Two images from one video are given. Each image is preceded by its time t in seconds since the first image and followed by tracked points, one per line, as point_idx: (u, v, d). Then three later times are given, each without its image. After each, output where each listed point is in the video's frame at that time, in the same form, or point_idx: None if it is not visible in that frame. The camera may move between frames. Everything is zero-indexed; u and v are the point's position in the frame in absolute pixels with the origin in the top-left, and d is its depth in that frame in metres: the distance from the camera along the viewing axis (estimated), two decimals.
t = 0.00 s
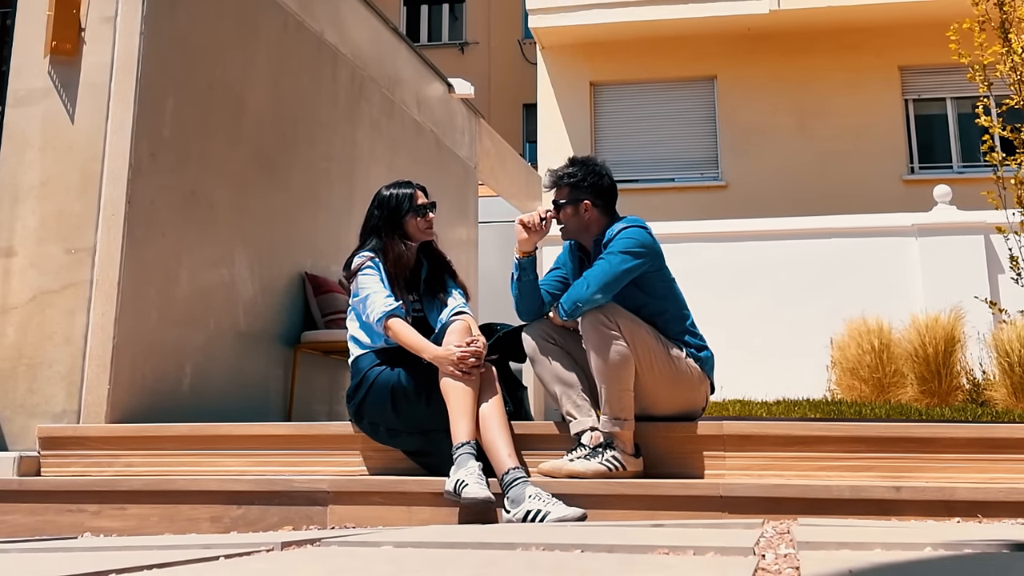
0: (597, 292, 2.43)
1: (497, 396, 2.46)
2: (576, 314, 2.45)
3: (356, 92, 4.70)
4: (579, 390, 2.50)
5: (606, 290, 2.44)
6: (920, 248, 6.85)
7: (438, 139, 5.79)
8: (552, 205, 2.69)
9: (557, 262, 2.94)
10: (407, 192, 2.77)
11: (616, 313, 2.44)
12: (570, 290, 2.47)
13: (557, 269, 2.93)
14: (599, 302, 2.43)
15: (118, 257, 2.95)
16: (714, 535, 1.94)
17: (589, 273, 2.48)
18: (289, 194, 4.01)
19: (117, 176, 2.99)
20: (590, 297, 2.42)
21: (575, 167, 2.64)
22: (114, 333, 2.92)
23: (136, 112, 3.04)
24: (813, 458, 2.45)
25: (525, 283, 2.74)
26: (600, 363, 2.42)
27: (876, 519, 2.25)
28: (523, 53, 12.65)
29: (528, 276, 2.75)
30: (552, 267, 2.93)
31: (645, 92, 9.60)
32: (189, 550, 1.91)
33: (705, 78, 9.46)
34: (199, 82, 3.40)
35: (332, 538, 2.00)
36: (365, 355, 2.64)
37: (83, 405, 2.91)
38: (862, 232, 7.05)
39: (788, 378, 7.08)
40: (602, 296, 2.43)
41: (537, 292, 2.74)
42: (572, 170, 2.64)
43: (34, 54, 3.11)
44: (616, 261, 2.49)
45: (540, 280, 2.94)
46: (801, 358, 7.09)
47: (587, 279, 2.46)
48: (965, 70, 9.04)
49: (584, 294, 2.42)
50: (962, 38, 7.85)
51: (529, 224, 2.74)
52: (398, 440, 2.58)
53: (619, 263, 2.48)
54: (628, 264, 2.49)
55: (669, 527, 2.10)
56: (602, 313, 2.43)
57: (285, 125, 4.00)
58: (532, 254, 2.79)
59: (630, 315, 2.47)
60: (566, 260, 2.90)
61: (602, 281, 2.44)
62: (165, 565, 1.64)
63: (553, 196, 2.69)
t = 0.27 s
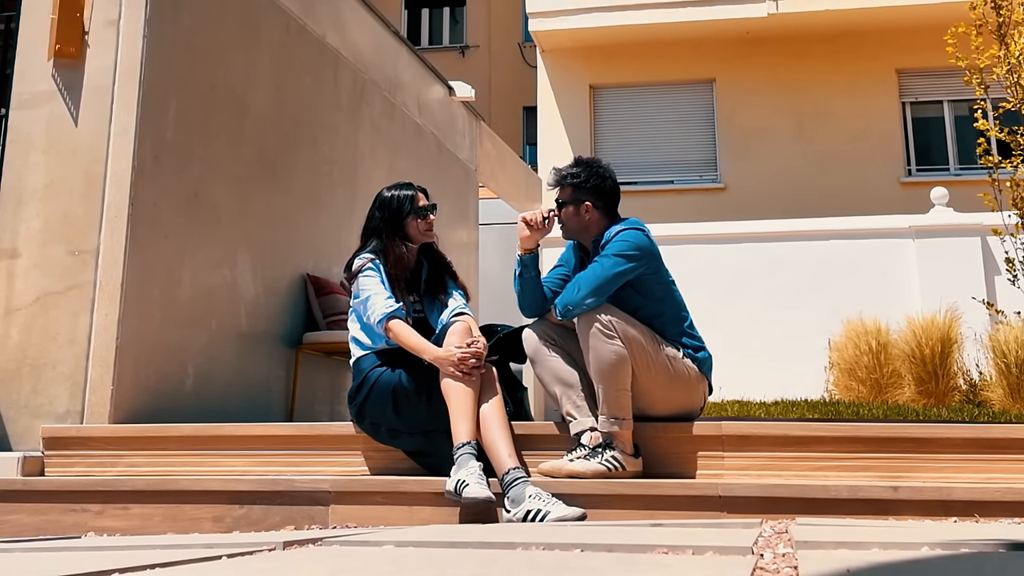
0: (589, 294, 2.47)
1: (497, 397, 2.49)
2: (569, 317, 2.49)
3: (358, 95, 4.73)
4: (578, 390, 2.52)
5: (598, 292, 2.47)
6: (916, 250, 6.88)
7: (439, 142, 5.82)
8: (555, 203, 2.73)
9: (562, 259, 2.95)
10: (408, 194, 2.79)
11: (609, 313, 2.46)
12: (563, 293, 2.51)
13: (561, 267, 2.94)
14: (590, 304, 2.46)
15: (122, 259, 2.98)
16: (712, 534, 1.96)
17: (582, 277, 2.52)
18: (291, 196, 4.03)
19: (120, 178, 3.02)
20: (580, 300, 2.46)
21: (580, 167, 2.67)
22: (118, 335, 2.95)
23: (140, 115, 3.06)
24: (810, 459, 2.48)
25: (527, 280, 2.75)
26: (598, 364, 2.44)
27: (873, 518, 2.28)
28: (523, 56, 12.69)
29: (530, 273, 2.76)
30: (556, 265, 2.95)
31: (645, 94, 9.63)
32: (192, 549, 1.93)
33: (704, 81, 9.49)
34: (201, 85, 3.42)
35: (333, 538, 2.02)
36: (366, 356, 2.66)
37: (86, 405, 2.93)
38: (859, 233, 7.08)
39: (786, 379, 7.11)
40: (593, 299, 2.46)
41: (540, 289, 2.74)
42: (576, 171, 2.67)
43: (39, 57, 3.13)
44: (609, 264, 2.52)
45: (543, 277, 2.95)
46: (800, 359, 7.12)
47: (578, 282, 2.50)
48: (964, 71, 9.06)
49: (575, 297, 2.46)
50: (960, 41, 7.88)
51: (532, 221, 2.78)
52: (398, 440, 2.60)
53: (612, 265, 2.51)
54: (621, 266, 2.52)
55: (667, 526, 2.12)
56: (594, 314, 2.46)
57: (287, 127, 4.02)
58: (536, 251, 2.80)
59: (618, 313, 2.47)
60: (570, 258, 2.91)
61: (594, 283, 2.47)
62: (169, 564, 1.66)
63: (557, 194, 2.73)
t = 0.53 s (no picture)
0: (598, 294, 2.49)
1: (498, 397, 2.51)
2: (578, 317, 2.51)
3: (359, 97, 4.75)
4: (579, 391, 2.54)
5: (607, 293, 2.49)
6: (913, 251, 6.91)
7: (440, 144, 5.84)
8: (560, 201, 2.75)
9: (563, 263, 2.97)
10: (409, 197, 2.82)
11: (617, 315, 2.48)
12: (571, 294, 2.53)
13: (563, 270, 2.95)
14: (600, 304, 2.47)
15: (125, 260, 3.00)
16: (711, 534, 1.98)
17: (590, 278, 2.54)
18: (293, 198, 4.06)
19: (123, 180, 3.04)
20: (590, 300, 2.48)
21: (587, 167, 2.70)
22: (121, 336, 2.97)
23: (143, 118, 3.08)
24: (809, 459, 2.50)
25: (527, 285, 2.77)
26: (603, 365, 2.46)
27: (870, 518, 2.30)
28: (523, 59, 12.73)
29: (530, 279, 2.79)
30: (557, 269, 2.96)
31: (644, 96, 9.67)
32: (196, 548, 1.96)
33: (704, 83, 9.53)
34: (204, 88, 3.44)
35: (335, 538, 2.04)
36: (367, 357, 2.68)
37: (89, 405, 2.95)
38: (857, 235, 7.12)
39: (784, 380, 7.14)
40: (603, 299, 2.48)
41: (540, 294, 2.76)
42: (584, 170, 2.70)
43: (42, 59, 3.16)
44: (617, 265, 2.54)
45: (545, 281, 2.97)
46: (797, 360, 7.15)
47: (588, 283, 2.51)
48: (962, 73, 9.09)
49: (584, 297, 2.48)
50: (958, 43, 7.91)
51: (531, 226, 2.79)
52: (400, 440, 2.62)
53: (620, 267, 2.53)
54: (628, 268, 2.54)
55: (667, 526, 2.14)
56: (604, 315, 2.47)
57: (289, 130, 4.04)
58: (535, 257, 2.82)
59: (625, 315, 2.49)
60: (571, 261, 2.93)
61: (603, 283, 2.50)
62: (172, 563, 1.69)
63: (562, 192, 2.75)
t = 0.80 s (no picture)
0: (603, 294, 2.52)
1: (498, 397, 2.53)
2: (582, 317, 2.53)
3: (361, 100, 4.78)
4: (579, 392, 2.57)
5: (612, 292, 2.52)
6: (911, 252, 6.95)
7: (440, 147, 5.87)
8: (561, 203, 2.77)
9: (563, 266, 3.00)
10: (409, 199, 2.84)
11: (620, 315, 2.49)
12: (575, 295, 2.55)
13: (563, 273, 2.98)
14: (605, 304, 2.50)
15: (128, 262, 3.02)
16: (709, 533, 2.01)
17: (594, 278, 2.56)
18: (295, 200, 4.09)
19: (126, 183, 3.06)
20: (595, 300, 2.50)
21: (589, 169, 2.72)
22: (124, 337, 2.99)
23: (146, 120, 3.11)
24: (807, 459, 2.52)
25: (528, 284, 2.79)
26: (606, 366, 2.48)
27: (868, 517, 2.32)
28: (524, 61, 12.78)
29: (532, 278, 2.80)
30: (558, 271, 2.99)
31: (644, 98, 9.71)
32: (199, 548, 1.98)
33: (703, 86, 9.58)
34: (206, 91, 3.47)
35: (337, 537, 2.07)
36: (368, 358, 2.71)
37: (93, 406, 2.98)
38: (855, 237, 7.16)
39: (782, 381, 7.19)
40: (607, 299, 2.50)
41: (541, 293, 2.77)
42: (586, 172, 2.72)
43: (46, 63, 3.18)
44: (620, 266, 2.56)
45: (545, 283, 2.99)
46: (795, 361, 7.21)
47: (592, 284, 2.54)
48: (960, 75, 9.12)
49: (589, 298, 2.51)
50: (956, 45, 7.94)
51: (535, 226, 2.81)
52: (401, 440, 2.65)
53: (624, 267, 2.56)
54: (632, 268, 2.57)
55: (666, 526, 2.17)
56: (608, 314, 2.49)
57: (291, 132, 4.07)
58: (536, 256, 2.84)
59: (628, 315, 2.51)
60: (572, 264, 2.96)
61: (607, 284, 2.52)
62: (176, 562, 1.71)
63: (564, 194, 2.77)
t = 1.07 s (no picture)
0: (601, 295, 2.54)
1: (498, 398, 2.56)
2: (580, 318, 2.56)
3: (363, 103, 4.81)
4: (579, 392, 2.59)
5: (610, 294, 2.54)
6: (908, 254, 7.00)
7: (441, 149, 5.90)
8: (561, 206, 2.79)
9: (562, 268, 3.02)
10: (410, 201, 2.87)
11: (618, 316, 2.51)
12: (574, 296, 2.58)
13: (562, 274, 3.00)
14: (603, 306, 2.53)
15: (132, 263, 3.05)
16: (707, 533, 2.03)
17: (593, 279, 2.59)
18: (297, 202, 4.11)
19: (130, 185, 3.09)
20: (594, 301, 2.53)
21: (589, 172, 2.75)
22: (127, 338, 3.02)
23: (149, 123, 3.13)
24: (805, 459, 2.55)
25: (528, 286, 2.81)
26: (605, 366, 2.50)
27: (866, 517, 2.35)
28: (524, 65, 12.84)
29: (532, 280, 2.82)
30: (557, 272, 3.01)
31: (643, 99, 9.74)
32: (202, 547, 2.00)
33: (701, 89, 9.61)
34: (209, 94, 3.50)
35: (338, 537, 2.09)
36: (370, 359, 2.73)
37: (96, 406, 3.00)
38: (852, 239, 7.22)
39: (781, 382, 7.28)
40: (606, 301, 2.53)
41: (540, 295, 2.80)
42: (587, 174, 2.75)
43: (50, 66, 3.20)
44: (619, 268, 2.59)
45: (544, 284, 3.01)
46: (793, 362, 7.29)
47: (591, 285, 2.56)
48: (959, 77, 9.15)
49: (588, 299, 2.53)
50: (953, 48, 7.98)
51: (534, 228, 2.84)
52: (402, 441, 2.67)
53: (622, 269, 2.59)
54: (630, 270, 2.60)
55: (665, 526, 2.19)
56: (606, 316, 2.52)
57: (293, 135, 4.10)
58: (536, 258, 2.86)
59: (626, 316, 2.53)
60: (571, 265, 2.99)
61: (606, 285, 2.55)
62: (179, 562, 1.73)
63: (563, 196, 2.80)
